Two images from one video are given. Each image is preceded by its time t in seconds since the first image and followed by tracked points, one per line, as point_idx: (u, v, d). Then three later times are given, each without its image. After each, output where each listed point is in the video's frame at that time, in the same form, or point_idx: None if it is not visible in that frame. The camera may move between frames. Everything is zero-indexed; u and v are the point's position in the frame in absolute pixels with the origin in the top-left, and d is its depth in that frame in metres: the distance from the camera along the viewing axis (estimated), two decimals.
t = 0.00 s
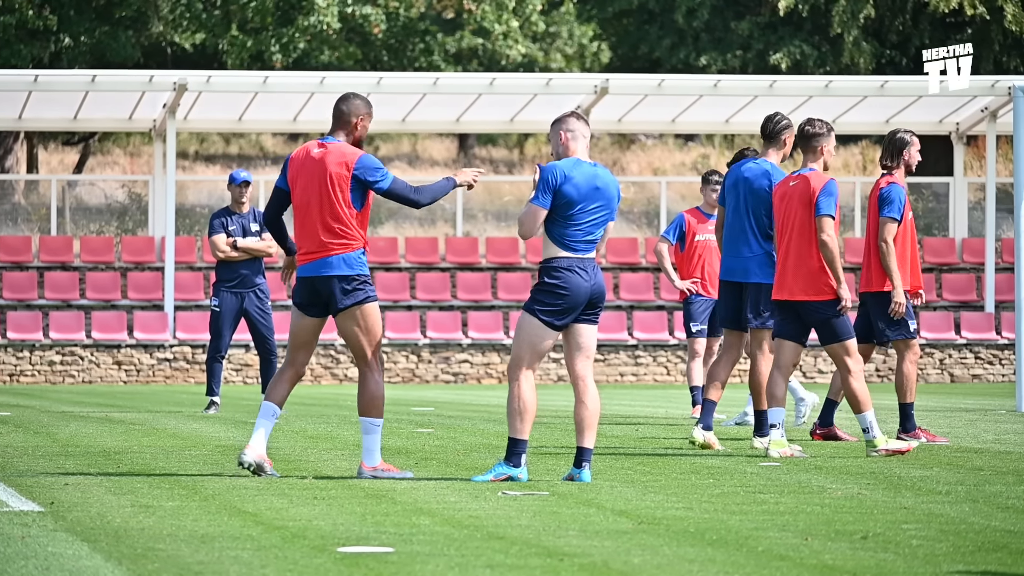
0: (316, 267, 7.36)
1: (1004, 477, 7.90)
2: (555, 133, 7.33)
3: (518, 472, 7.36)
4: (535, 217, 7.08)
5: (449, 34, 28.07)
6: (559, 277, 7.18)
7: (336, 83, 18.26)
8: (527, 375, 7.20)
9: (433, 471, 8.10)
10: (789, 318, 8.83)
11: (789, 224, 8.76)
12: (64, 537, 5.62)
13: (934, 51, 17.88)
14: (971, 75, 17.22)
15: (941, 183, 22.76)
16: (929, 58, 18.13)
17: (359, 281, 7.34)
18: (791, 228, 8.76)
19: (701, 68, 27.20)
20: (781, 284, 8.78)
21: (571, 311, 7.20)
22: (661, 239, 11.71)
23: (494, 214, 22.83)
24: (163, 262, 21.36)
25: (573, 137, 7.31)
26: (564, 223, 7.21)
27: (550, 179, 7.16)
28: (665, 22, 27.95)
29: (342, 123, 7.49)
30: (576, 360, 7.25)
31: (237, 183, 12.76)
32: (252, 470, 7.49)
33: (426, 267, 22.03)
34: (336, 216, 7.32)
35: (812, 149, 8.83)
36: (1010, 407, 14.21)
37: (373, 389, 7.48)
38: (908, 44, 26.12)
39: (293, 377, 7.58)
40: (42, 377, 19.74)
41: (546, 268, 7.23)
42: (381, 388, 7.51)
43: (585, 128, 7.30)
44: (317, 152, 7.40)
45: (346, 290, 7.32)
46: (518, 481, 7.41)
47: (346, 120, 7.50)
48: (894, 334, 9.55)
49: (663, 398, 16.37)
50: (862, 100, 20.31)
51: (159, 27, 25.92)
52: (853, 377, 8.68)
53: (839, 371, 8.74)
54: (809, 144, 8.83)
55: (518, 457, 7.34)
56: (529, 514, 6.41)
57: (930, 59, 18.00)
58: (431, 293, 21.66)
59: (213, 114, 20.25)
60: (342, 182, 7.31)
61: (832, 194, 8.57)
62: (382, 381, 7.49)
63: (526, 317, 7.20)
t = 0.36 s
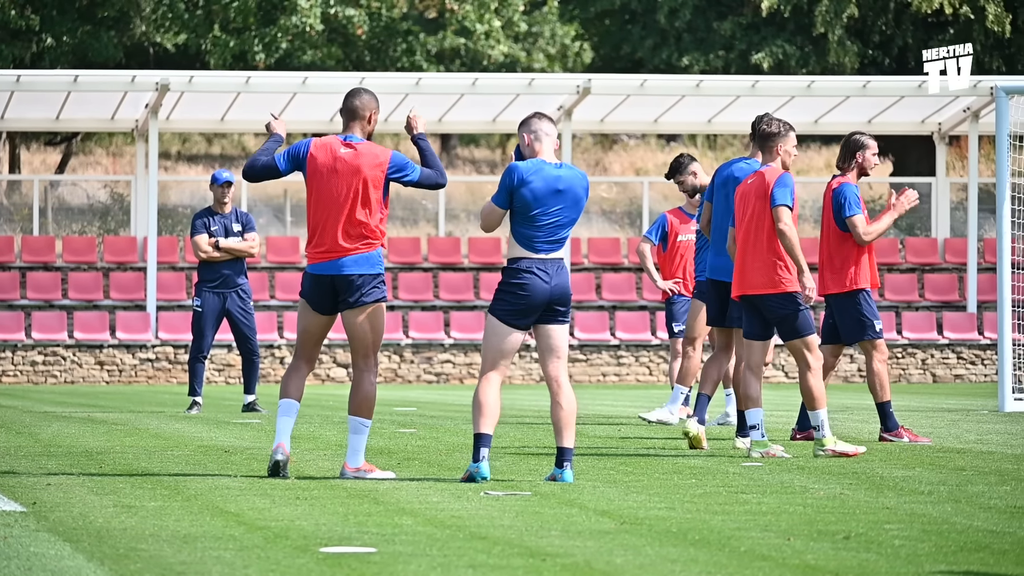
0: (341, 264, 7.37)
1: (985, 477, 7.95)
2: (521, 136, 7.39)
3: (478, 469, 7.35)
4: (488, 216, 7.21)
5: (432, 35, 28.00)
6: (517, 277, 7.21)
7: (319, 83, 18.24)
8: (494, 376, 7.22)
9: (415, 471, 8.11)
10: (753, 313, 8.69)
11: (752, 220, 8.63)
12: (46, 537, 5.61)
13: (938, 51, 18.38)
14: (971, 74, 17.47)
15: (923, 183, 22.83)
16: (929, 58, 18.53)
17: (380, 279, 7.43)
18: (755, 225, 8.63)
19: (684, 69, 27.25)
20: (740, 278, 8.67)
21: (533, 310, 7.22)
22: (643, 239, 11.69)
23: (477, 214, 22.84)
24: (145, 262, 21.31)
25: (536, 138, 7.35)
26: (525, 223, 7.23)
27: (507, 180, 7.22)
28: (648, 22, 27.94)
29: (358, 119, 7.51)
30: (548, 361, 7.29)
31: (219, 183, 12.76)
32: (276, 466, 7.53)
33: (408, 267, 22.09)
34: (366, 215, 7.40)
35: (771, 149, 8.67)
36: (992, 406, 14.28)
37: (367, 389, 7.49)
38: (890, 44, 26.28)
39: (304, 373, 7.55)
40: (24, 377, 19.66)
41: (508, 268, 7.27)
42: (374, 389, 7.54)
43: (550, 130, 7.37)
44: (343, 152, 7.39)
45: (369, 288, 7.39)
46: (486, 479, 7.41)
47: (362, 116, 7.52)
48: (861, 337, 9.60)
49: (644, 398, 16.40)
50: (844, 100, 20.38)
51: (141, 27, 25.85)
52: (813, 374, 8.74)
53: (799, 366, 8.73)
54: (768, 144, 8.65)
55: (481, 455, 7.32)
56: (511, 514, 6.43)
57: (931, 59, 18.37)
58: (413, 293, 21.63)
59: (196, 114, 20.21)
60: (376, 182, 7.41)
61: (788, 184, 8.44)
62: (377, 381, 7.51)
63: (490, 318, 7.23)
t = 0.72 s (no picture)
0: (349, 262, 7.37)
1: (979, 477, 7.96)
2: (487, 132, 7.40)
3: (474, 475, 7.35)
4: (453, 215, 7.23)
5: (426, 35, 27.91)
6: (482, 277, 7.19)
7: (313, 83, 18.23)
8: (476, 379, 7.23)
9: (409, 471, 8.11)
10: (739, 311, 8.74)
11: (735, 218, 8.67)
12: (41, 537, 5.61)
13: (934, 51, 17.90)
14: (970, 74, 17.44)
15: (917, 183, 22.91)
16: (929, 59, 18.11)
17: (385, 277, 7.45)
18: (738, 223, 8.67)
19: (678, 69, 27.21)
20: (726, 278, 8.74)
21: (495, 309, 7.20)
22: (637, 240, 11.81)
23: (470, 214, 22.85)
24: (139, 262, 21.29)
25: (500, 136, 7.35)
26: (487, 223, 7.21)
27: (469, 179, 7.23)
28: (642, 22, 27.94)
29: (368, 118, 7.50)
30: (519, 362, 7.31)
31: (213, 183, 12.76)
32: (277, 468, 7.53)
33: (403, 267, 22.05)
34: (374, 213, 7.42)
35: (754, 147, 8.67)
36: (986, 406, 14.29)
37: (364, 390, 7.48)
38: (884, 44, 26.31)
39: (303, 372, 7.53)
40: (18, 377, 19.63)
41: (471, 269, 7.25)
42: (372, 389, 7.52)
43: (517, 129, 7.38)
44: (352, 151, 7.40)
45: (375, 287, 7.40)
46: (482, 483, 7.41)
47: (369, 114, 7.51)
48: (864, 334, 9.60)
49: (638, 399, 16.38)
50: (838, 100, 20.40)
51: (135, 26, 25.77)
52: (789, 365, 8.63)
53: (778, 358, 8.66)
54: (750, 142, 8.66)
55: (476, 462, 7.33)
56: (505, 514, 6.43)
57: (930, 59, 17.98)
58: (407, 293, 21.64)
59: (190, 113, 20.20)
60: (385, 180, 7.43)
61: (770, 187, 8.46)
62: (375, 382, 7.50)
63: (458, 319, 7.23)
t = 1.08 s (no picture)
0: (350, 262, 7.38)
1: (981, 477, 7.95)
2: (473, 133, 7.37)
3: (473, 476, 7.36)
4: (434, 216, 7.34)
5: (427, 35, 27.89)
6: (462, 276, 7.21)
7: (314, 83, 18.22)
8: (471, 380, 7.23)
9: (410, 471, 8.11)
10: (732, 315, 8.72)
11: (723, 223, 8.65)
12: (42, 537, 5.61)
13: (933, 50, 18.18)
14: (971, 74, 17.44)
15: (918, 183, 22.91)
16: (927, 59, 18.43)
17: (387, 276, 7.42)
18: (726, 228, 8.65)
19: (679, 69, 27.18)
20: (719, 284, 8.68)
21: (480, 308, 7.19)
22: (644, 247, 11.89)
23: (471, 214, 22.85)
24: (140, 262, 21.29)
25: (481, 137, 7.33)
26: (463, 221, 7.25)
27: (443, 178, 7.32)
28: (643, 23, 27.96)
29: (371, 117, 7.50)
30: (507, 361, 7.30)
31: (214, 183, 12.76)
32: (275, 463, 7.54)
33: (404, 267, 22.00)
34: (375, 211, 7.41)
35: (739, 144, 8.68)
36: (988, 406, 14.28)
37: (365, 391, 7.46)
38: (885, 44, 26.33)
39: (309, 371, 7.58)
40: (19, 377, 19.61)
41: (454, 269, 7.28)
42: (374, 390, 7.50)
43: (501, 126, 7.37)
44: (352, 150, 7.41)
45: (376, 286, 7.38)
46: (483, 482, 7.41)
47: (370, 114, 7.51)
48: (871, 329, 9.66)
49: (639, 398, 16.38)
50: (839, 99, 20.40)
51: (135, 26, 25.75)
52: (747, 372, 8.47)
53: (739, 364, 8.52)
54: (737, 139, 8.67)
55: (475, 463, 7.34)
56: (506, 514, 6.44)
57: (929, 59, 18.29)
58: (408, 293, 21.60)
59: (191, 113, 20.18)
60: (385, 178, 7.41)
61: (752, 190, 8.41)
62: (375, 383, 7.47)
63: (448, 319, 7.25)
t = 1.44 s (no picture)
0: (345, 262, 7.41)
1: (982, 477, 7.94)
2: (470, 132, 7.41)
3: (475, 476, 7.35)
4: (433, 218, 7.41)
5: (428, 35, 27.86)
6: (458, 278, 7.24)
7: (315, 83, 18.21)
8: (473, 379, 7.22)
9: (411, 472, 8.10)
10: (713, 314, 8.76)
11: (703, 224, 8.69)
12: (43, 537, 5.61)
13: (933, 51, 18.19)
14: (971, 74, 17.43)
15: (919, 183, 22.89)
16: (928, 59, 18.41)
17: (384, 276, 7.40)
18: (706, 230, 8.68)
19: (680, 69, 27.15)
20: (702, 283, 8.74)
21: (477, 307, 7.21)
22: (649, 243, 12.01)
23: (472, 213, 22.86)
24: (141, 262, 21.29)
25: (475, 137, 7.36)
26: (456, 221, 7.29)
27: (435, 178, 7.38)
28: (644, 22, 27.97)
29: (371, 115, 7.47)
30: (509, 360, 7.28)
31: (215, 183, 12.77)
32: (283, 460, 7.52)
33: (405, 267, 22.00)
34: (369, 211, 7.40)
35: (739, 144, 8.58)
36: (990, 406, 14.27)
37: (366, 392, 7.46)
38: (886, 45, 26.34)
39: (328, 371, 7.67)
40: (20, 377, 19.60)
41: (454, 271, 7.32)
42: (376, 391, 7.49)
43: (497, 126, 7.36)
44: (347, 150, 7.43)
45: (372, 286, 7.36)
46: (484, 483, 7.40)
47: (368, 114, 7.49)
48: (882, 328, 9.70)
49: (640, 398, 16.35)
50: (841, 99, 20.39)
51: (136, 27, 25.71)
52: (721, 375, 8.48)
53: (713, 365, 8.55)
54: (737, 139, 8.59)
55: (476, 463, 7.34)
56: (507, 514, 6.44)
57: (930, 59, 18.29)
58: (410, 293, 21.58)
59: (193, 113, 20.19)
60: (377, 178, 7.39)
61: (728, 195, 8.40)
62: (376, 383, 7.45)
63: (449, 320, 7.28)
